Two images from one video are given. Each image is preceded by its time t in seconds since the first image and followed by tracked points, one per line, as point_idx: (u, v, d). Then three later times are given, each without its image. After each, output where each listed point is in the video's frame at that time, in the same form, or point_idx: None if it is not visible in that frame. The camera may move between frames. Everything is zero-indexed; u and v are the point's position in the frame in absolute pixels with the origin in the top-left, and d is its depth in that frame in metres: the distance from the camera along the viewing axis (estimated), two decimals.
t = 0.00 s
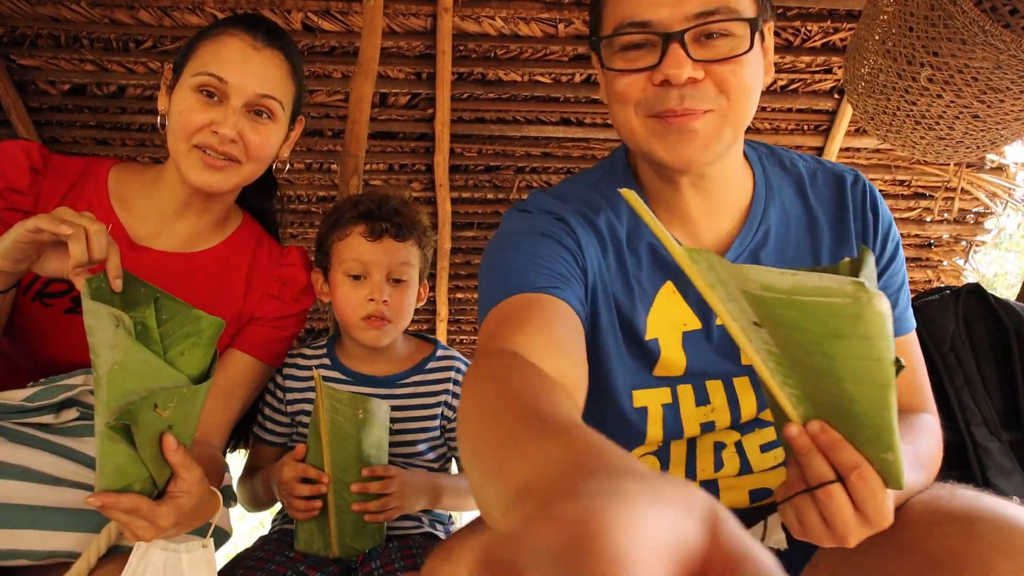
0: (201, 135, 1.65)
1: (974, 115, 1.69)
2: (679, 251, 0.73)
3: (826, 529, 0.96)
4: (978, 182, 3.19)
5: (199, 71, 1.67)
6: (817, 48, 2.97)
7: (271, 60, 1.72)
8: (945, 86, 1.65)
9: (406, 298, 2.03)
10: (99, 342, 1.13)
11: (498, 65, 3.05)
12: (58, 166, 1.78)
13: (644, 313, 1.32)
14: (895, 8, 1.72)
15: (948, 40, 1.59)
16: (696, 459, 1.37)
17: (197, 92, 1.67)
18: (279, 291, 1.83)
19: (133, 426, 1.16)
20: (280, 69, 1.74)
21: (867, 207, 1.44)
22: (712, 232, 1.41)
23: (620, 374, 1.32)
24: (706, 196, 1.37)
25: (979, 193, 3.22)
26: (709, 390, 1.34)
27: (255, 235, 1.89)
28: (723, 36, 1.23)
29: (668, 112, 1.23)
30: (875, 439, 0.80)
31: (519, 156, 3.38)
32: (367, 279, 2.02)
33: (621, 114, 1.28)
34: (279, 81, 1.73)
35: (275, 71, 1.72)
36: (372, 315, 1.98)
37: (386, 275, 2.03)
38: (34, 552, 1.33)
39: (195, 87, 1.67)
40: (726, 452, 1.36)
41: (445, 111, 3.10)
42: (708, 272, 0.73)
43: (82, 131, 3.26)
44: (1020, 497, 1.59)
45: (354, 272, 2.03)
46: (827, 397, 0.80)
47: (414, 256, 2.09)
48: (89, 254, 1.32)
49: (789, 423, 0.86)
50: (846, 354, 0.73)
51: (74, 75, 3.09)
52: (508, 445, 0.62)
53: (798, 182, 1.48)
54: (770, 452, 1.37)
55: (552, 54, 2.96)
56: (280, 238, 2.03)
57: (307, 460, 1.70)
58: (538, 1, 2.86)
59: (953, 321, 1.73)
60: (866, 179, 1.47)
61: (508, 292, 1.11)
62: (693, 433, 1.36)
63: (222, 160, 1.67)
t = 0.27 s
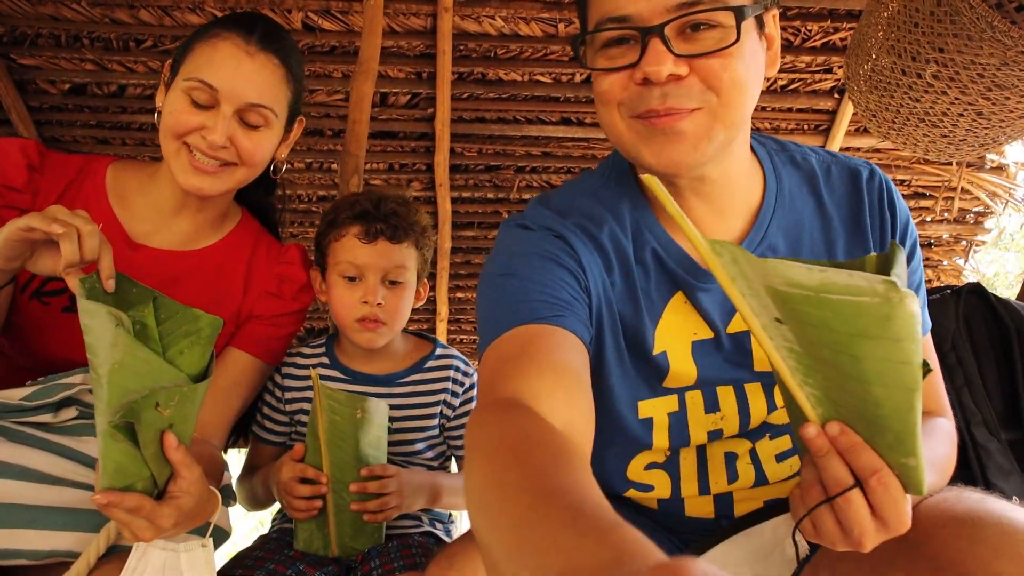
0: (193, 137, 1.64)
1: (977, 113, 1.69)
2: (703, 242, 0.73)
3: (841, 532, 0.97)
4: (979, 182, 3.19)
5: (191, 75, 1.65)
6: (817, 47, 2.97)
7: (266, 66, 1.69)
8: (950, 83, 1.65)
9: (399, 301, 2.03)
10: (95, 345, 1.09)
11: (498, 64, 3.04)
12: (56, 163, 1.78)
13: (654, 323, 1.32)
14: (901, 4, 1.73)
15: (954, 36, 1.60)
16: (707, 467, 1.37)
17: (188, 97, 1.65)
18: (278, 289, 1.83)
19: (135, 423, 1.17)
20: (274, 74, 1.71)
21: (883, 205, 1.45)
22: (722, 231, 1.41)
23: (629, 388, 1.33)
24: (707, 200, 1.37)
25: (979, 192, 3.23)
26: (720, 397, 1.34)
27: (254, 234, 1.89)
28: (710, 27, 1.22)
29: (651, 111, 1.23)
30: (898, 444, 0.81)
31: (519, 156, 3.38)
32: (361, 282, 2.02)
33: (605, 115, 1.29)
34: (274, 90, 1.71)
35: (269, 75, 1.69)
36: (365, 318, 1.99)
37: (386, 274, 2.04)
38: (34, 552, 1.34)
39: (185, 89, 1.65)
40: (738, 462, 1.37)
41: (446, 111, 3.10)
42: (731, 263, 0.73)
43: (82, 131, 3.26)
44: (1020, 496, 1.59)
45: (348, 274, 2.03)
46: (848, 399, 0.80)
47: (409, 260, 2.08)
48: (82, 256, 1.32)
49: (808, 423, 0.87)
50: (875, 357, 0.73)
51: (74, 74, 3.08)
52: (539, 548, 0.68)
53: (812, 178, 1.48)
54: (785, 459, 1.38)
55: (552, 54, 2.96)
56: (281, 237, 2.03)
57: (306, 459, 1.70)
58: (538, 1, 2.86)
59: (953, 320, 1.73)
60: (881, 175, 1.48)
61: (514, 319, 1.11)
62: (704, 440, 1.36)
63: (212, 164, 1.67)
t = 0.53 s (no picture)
0: (188, 146, 1.63)
1: (979, 111, 1.69)
2: (691, 252, 0.73)
3: (833, 533, 0.97)
4: (979, 181, 3.19)
5: (188, 82, 1.64)
6: (817, 46, 2.97)
7: (264, 75, 1.69)
8: (952, 81, 1.65)
9: (399, 301, 2.04)
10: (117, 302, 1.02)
11: (498, 63, 3.04)
12: (53, 163, 1.77)
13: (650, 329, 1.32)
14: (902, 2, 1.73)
15: (957, 33, 1.59)
16: (706, 467, 1.37)
17: (184, 105, 1.64)
18: (278, 292, 1.83)
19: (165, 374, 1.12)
20: (271, 82, 1.70)
21: (879, 207, 1.46)
22: (718, 236, 1.41)
23: (626, 393, 1.33)
24: (701, 206, 1.37)
25: (979, 191, 3.23)
26: (718, 398, 1.34)
27: (253, 232, 1.89)
28: (691, 35, 1.22)
29: (634, 121, 1.23)
30: (889, 446, 0.81)
31: (519, 155, 3.38)
32: (361, 281, 2.02)
33: (593, 124, 1.30)
34: (271, 100, 1.70)
35: (266, 84, 1.69)
36: (365, 318, 1.99)
37: (385, 274, 2.04)
38: (34, 551, 1.34)
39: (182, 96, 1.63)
40: (736, 460, 1.36)
41: (445, 110, 3.10)
42: (720, 272, 0.74)
43: (81, 130, 3.26)
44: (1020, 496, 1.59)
45: (349, 273, 2.03)
46: (840, 405, 0.80)
47: (409, 258, 2.08)
48: (71, 240, 1.32)
49: (799, 427, 0.87)
50: (865, 363, 0.73)
51: (74, 74, 3.08)
52: (551, 540, 0.67)
53: (808, 182, 1.48)
54: (783, 460, 1.37)
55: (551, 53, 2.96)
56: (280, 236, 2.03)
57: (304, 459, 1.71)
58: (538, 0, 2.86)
59: (953, 319, 1.73)
60: (875, 174, 1.48)
61: (511, 327, 1.11)
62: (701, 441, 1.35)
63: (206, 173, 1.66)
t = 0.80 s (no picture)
0: (172, 166, 1.58)
1: (978, 111, 1.69)
2: (695, 261, 0.72)
3: (833, 540, 0.98)
4: (979, 180, 3.19)
5: (168, 101, 1.58)
6: (817, 45, 2.97)
7: (248, 92, 1.62)
8: (951, 80, 1.65)
9: (401, 301, 2.03)
10: (141, 214, 1.16)
11: (498, 63, 3.04)
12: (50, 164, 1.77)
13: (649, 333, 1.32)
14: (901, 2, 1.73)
15: (956, 33, 1.59)
16: (706, 468, 1.36)
17: (167, 124, 1.58)
18: (275, 298, 1.84)
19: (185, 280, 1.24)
20: (257, 99, 1.63)
21: (872, 206, 1.46)
22: (714, 238, 1.41)
23: (625, 396, 1.33)
24: (694, 209, 1.37)
25: (978, 190, 3.23)
26: (717, 400, 1.34)
27: (250, 234, 1.89)
28: (678, 41, 1.22)
29: (622, 128, 1.24)
30: (891, 454, 0.80)
31: (519, 154, 3.38)
32: (363, 281, 2.02)
33: (583, 131, 1.31)
34: (256, 118, 1.63)
35: (249, 101, 1.61)
36: (366, 318, 1.99)
37: (387, 274, 2.04)
38: (36, 550, 1.34)
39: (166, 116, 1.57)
40: (735, 459, 1.36)
41: (445, 110, 3.10)
42: (723, 283, 0.73)
43: (80, 129, 3.26)
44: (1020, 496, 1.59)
45: (351, 273, 2.03)
46: (840, 412, 0.80)
47: (411, 259, 2.08)
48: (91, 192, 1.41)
49: (800, 434, 0.87)
50: (868, 373, 0.73)
51: (73, 73, 3.08)
52: (553, 540, 0.67)
53: (803, 183, 1.49)
54: (778, 458, 1.36)
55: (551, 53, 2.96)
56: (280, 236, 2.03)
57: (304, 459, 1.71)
58: None
59: (952, 319, 1.74)
60: (869, 174, 1.49)
61: (510, 332, 1.10)
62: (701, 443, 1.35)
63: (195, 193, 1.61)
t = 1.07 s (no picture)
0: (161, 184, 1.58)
1: (974, 113, 1.69)
2: (685, 262, 0.73)
3: (830, 541, 0.97)
4: (978, 180, 3.19)
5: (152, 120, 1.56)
6: (817, 46, 2.97)
7: (232, 111, 1.61)
8: (945, 84, 1.66)
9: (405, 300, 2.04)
10: (149, 213, 1.21)
11: (498, 63, 3.04)
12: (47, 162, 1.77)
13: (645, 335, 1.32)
14: (896, 6, 1.73)
15: (948, 38, 1.59)
16: (704, 468, 1.36)
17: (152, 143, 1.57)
18: (276, 299, 1.84)
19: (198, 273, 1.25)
20: (242, 119, 1.62)
21: (871, 206, 1.45)
22: (713, 239, 1.41)
23: (622, 399, 1.33)
24: (694, 211, 1.37)
25: (978, 190, 3.24)
26: (715, 402, 1.34)
27: (251, 235, 1.89)
28: (676, 44, 1.22)
29: (620, 131, 1.24)
30: (886, 456, 0.80)
31: (519, 154, 3.38)
32: (366, 281, 2.03)
33: (581, 135, 1.31)
34: (242, 136, 1.62)
35: (235, 121, 1.61)
36: (368, 318, 1.99)
37: (389, 274, 2.04)
38: (38, 549, 1.34)
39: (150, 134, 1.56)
40: (733, 459, 1.36)
41: (445, 110, 3.11)
42: (715, 284, 0.73)
43: (80, 129, 3.26)
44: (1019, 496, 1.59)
45: (354, 273, 2.04)
46: (837, 414, 0.80)
47: (415, 259, 2.09)
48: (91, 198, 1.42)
49: (796, 436, 0.87)
50: (861, 376, 0.73)
51: (73, 73, 3.08)
52: (548, 553, 0.68)
53: (802, 184, 1.49)
54: (778, 459, 1.36)
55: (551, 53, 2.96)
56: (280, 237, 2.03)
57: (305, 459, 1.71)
58: None
59: (952, 319, 1.73)
60: (869, 175, 1.48)
61: (506, 335, 1.11)
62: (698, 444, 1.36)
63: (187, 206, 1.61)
